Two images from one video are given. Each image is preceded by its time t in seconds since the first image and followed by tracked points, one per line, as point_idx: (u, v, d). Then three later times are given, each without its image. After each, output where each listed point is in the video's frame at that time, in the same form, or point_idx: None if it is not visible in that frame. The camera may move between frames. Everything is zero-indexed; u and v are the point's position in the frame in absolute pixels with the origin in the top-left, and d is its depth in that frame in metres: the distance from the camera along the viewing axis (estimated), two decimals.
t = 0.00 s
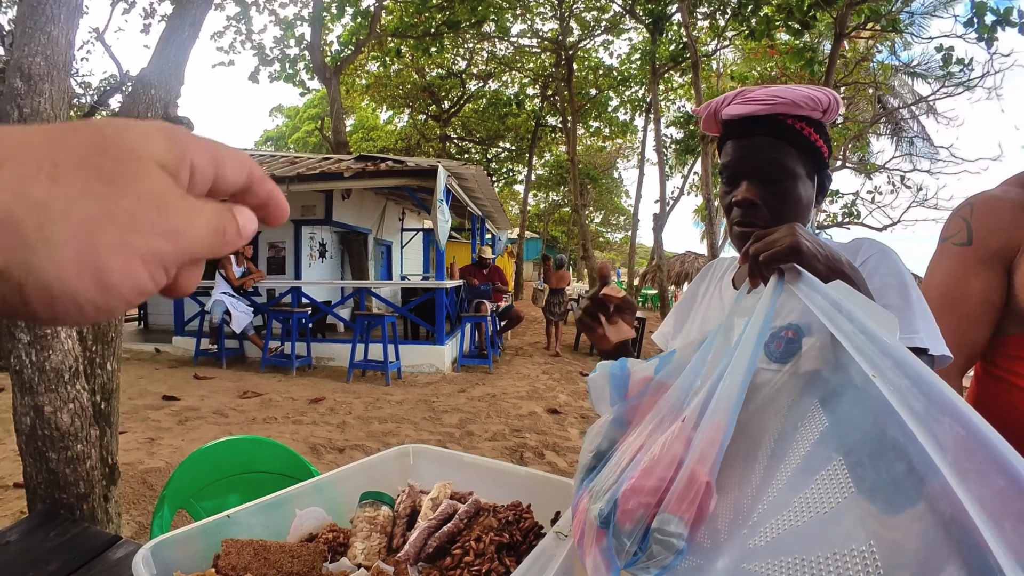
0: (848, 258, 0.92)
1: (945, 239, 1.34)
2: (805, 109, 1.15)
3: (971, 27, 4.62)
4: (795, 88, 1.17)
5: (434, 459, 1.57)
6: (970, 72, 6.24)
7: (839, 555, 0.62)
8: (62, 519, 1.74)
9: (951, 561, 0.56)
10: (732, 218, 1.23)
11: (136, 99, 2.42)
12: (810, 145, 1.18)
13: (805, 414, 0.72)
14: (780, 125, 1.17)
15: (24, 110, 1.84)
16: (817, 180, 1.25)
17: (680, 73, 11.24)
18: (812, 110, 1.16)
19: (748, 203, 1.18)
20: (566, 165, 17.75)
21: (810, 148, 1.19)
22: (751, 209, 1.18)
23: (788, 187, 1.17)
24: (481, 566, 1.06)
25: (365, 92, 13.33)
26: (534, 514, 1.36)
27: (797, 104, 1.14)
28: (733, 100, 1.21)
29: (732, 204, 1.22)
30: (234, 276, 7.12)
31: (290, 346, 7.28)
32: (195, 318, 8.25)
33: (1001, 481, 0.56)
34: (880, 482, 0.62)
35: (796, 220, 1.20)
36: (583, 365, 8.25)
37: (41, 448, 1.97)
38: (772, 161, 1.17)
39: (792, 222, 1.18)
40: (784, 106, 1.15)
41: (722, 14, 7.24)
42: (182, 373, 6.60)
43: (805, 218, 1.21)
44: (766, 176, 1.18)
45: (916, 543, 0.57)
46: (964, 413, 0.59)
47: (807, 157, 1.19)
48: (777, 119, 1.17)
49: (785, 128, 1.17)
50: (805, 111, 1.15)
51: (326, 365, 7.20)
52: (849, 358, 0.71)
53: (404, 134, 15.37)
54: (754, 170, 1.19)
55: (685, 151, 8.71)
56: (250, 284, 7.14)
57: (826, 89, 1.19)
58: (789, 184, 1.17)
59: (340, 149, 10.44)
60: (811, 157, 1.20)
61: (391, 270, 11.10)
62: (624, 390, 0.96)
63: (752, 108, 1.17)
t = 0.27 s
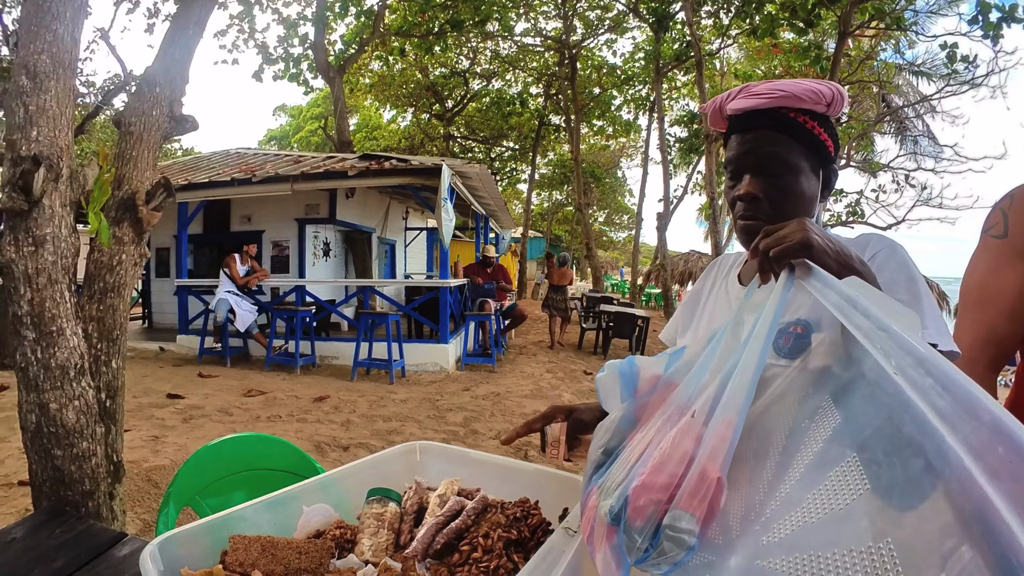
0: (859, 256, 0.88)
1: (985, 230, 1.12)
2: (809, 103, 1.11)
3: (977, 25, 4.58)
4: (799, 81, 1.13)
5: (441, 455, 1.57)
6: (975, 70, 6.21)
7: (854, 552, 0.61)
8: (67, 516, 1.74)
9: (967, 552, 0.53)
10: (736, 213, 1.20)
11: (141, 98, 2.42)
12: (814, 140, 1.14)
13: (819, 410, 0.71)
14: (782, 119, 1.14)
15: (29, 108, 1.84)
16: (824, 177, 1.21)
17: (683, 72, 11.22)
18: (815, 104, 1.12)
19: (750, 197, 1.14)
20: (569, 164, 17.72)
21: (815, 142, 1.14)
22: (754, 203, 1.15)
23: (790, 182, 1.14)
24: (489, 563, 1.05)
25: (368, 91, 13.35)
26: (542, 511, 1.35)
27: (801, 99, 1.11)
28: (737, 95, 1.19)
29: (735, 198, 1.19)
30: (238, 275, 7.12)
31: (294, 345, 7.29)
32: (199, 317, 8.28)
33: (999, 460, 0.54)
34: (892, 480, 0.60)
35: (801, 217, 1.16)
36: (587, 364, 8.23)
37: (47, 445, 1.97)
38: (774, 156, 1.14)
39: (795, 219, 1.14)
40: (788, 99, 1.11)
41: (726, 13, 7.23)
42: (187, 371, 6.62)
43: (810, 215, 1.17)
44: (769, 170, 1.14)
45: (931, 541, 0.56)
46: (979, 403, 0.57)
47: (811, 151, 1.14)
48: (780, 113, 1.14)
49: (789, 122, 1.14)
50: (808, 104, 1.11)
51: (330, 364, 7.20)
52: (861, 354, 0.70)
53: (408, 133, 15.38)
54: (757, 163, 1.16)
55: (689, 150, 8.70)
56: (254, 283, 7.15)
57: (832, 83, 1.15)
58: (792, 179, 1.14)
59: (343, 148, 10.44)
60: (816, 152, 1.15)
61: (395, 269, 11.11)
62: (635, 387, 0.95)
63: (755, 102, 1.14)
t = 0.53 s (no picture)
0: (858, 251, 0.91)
1: (1001, 241, 1.04)
2: (817, 104, 1.18)
3: (980, 23, 4.55)
4: (807, 81, 1.19)
5: (442, 453, 1.57)
6: (979, 68, 6.17)
7: (851, 546, 0.60)
8: (71, 514, 1.74)
9: (970, 553, 0.51)
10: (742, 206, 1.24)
11: (145, 97, 2.42)
12: (819, 137, 1.20)
13: (818, 407, 0.71)
14: (791, 116, 1.19)
15: (33, 107, 1.85)
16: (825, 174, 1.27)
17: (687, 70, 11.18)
18: (823, 104, 1.18)
19: (759, 190, 1.19)
20: (573, 162, 17.68)
21: (820, 139, 1.20)
22: (761, 196, 1.19)
23: (798, 176, 1.19)
24: (491, 561, 1.05)
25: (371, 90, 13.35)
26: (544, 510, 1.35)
27: (811, 98, 1.17)
28: (745, 91, 1.24)
29: (743, 191, 1.23)
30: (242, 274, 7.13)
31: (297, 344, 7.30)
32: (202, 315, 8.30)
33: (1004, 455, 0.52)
34: (894, 476, 0.59)
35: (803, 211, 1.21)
36: (590, 363, 8.22)
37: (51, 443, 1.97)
38: (783, 150, 1.18)
39: (799, 213, 1.19)
40: (799, 98, 1.17)
41: (729, 11, 7.20)
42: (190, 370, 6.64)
43: (813, 208, 1.23)
44: (777, 165, 1.19)
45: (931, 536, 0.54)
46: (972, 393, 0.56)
47: (815, 149, 1.20)
48: (789, 110, 1.19)
49: (798, 119, 1.19)
50: (817, 104, 1.18)
51: (333, 363, 7.20)
52: (859, 350, 0.70)
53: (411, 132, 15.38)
54: (765, 158, 1.20)
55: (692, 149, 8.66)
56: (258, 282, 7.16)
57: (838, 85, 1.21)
58: (798, 174, 1.19)
59: (346, 147, 10.45)
60: (821, 148, 1.21)
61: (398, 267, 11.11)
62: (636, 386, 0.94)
63: (767, 98, 1.19)
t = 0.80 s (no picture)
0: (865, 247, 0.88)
1: None
2: (820, 99, 1.10)
3: (984, 21, 4.53)
4: (809, 76, 1.11)
5: (446, 448, 1.58)
6: (983, 67, 6.15)
7: (856, 535, 0.60)
8: (76, 509, 1.75)
9: (978, 539, 0.51)
10: (745, 205, 1.18)
11: (150, 96, 2.43)
12: (822, 134, 1.13)
13: (823, 399, 0.71)
14: (792, 113, 1.12)
15: (39, 105, 1.85)
16: (828, 171, 1.20)
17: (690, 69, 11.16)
18: (826, 100, 1.10)
19: (763, 189, 1.12)
20: (576, 161, 17.66)
21: (824, 137, 1.13)
22: (765, 197, 1.12)
23: (801, 176, 1.12)
24: (497, 554, 1.05)
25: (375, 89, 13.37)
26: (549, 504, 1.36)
27: (813, 94, 1.09)
28: (746, 88, 1.16)
29: (746, 190, 1.17)
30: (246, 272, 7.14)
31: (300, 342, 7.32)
32: (206, 314, 8.33)
33: (1003, 437, 0.51)
34: (900, 467, 0.59)
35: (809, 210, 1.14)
36: (593, 361, 8.22)
37: (57, 439, 1.98)
38: (786, 149, 1.12)
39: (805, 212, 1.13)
40: (800, 94, 1.09)
41: (732, 9, 7.18)
42: (194, 367, 6.67)
43: (817, 208, 1.16)
44: (779, 164, 1.12)
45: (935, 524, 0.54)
46: (973, 379, 0.55)
47: (819, 145, 1.13)
48: (792, 107, 1.11)
49: (800, 117, 1.11)
50: (819, 100, 1.10)
51: (336, 361, 7.22)
52: (865, 342, 0.69)
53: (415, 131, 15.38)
54: (767, 157, 1.13)
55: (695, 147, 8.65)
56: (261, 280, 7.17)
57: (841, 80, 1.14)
58: (802, 173, 1.12)
59: (350, 146, 10.46)
60: (824, 147, 1.14)
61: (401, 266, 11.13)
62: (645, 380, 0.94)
63: (768, 95, 1.11)
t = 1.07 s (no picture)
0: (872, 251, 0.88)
1: None
2: (800, 99, 1.08)
3: (988, 20, 4.50)
4: (787, 77, 1.09)
5: (451, 447, 1.58)
6: (986, 65, 6.13)
7: (862, 538, 0.60)
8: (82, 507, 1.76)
9: (982, 539, 0.50)
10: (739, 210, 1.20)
11: (153, 95, 2.43)
12: (806, 134, 1.10)
13: (832, 402, 0.70)
14: (773, 118, 1.11)
15: (44, 104, 1.86)
16: (824, 167, 1.16)
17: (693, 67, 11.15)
18: (806, 99, 1.07)
19: (748, 195, 1.14)
20: (578, 160, 17.63)
21: (809, 136, 1.10)
22: (752, 201, 1.14)
23: (789, 178, 1.11)
24: (501, 551, 1.06)
25: (377, 88, 13.38)
26: (554, 502, 1.36)
27: (788, 95, 1.07)
28: (730, 96, 1.17)
29: (736, 197, 1.19)
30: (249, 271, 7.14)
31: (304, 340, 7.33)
32: (210, 313, 8.35)
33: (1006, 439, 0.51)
34: (906, 470, 0.58)
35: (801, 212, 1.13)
36: (596, 360, 8.22)
37: (62, 438, 1.99)
38: (768, 152, 1.11)
39: (794, 214, 1.12)
40: (775, 98, 1.08)
41: (735, 8, 7.17)
42: (198, 366, 6.69)
43: (810, 209, 1.14)
44: (765, 167, 1.12)
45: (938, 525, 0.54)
46: (981, 383, 0.54)
47: (806, 145, 1.11)
48: (773, 111, 1.11)
49: (781, 120, 1.10)
50: (797, 101, 1.08)
51: (339, 359, 7.23)
52: (872, 347, 0.68)
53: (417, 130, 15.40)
54: (751, 162, 1.14)
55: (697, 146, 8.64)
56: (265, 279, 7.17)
57: (823, 75, 1.10)
58: (788, 174, 1.11)
59: (352, 145, 10.47)
60: (811, 145, 1.11)
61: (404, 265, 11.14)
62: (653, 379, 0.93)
63: (747, 103, 1.11)
